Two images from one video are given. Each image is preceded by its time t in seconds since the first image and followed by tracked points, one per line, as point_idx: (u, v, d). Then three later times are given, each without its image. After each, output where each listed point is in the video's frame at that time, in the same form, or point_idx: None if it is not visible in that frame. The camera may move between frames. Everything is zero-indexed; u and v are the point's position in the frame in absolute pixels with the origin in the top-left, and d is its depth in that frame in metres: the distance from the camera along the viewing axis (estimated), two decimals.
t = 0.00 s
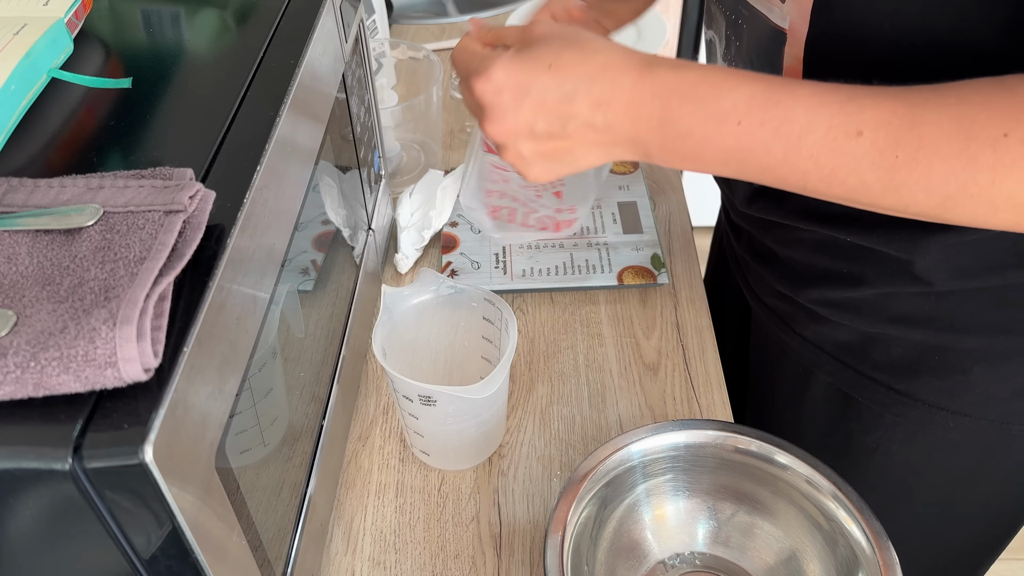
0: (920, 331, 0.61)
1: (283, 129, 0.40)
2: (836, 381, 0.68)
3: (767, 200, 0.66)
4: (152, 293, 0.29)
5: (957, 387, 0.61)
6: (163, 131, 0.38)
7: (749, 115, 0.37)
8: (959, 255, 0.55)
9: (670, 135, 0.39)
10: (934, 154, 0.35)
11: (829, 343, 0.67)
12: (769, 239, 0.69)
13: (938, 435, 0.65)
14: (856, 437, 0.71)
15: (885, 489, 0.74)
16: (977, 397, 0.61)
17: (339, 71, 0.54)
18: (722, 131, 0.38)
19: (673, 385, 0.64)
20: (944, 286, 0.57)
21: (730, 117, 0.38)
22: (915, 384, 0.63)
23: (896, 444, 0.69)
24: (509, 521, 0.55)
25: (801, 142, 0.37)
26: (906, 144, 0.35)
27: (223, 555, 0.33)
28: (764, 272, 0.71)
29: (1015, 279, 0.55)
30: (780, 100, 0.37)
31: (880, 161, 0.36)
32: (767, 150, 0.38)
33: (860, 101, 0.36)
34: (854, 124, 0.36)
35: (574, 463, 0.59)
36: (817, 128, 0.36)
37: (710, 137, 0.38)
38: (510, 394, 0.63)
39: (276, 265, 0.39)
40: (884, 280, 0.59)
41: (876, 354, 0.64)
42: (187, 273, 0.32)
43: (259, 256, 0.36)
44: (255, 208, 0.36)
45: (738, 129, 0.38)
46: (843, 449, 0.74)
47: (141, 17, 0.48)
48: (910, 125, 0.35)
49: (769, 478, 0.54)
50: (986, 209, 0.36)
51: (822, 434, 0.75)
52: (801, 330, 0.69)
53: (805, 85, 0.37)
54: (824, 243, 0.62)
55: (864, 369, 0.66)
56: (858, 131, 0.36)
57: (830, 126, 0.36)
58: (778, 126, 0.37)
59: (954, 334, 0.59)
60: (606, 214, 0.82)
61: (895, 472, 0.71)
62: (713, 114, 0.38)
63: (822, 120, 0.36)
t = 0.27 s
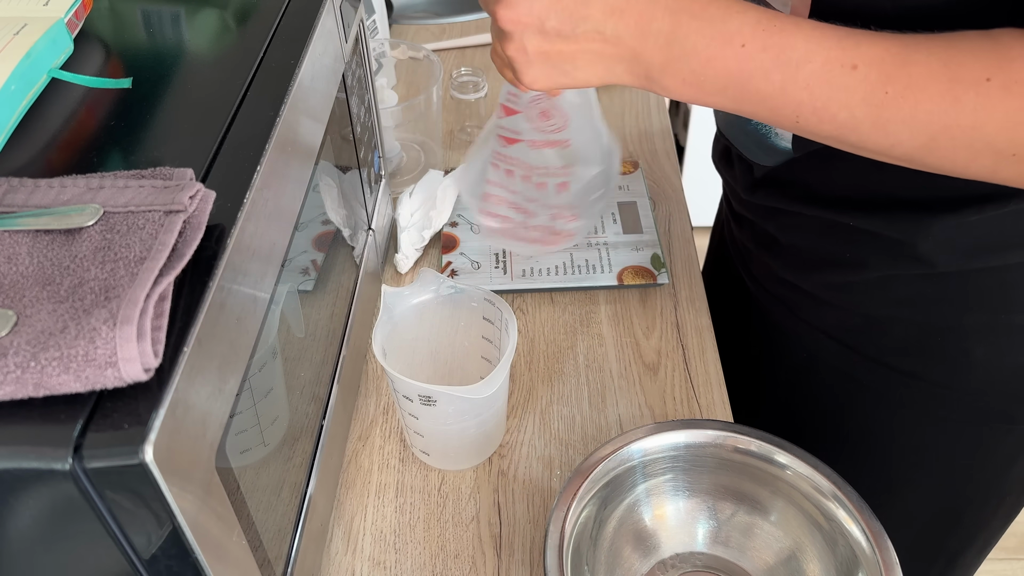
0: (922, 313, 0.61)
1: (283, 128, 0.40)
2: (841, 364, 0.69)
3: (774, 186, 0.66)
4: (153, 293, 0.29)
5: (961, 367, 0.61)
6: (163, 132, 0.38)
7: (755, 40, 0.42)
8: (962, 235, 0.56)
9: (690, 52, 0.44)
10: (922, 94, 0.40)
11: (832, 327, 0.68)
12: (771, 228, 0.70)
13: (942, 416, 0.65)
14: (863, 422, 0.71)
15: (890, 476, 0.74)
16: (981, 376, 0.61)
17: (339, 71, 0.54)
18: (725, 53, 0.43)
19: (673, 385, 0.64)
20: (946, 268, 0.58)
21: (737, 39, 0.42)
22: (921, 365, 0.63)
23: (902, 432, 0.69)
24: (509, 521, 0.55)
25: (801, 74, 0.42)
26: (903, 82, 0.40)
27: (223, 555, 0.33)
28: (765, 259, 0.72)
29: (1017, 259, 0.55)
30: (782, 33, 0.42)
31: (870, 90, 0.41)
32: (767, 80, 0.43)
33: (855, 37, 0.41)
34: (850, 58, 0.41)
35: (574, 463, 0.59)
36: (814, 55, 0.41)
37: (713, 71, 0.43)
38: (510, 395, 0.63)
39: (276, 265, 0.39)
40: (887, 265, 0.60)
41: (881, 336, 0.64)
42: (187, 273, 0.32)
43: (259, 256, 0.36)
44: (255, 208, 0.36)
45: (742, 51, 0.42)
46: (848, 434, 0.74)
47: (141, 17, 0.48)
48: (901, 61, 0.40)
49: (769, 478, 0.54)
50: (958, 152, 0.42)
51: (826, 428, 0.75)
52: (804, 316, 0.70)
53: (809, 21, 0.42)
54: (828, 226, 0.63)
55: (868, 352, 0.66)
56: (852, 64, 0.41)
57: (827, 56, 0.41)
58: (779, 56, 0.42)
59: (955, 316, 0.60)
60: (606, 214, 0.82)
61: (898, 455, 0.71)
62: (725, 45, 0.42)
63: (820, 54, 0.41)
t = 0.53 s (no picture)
0: (941, 296, 0.61)
1: (283, 128, 0.40)
2: (858, 353, 0.70)
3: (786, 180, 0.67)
4: (153, 293, 0.29)
5: (981, 348, 0.61)
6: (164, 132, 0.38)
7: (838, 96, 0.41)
8: (983, 219, 0.56)
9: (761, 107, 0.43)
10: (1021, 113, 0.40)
11: (849, 317, 0.68)
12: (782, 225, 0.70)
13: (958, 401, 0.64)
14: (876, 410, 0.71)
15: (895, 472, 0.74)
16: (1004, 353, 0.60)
17: (339, 71, 0.54)
18: (810, 106, 0.42)
19: (673, 385, 0.64)
20: (965, 251, 0.58)
21: (821, 95, 0.42)
22: (939, 347, 0.63)
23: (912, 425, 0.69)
24: (509, 521, 0.55)
25: (891, 115, 0.41)
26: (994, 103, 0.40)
27: (223, 555, 0.33)
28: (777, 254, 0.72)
29: None
30: (865, 78, 0.41)
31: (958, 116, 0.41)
32: (848, 124, 0.42)
33: (939, 67, 0.41)
34: (940, 92, 0.41)
35: (574, 463, 0.59)
36: (902, 92, 0.41)
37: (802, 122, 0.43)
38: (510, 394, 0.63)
39: (277, 265, 0.39)
40: (906, 252, 0.61)
41: (897, 322, 0.65)
42: (187, 273, 0.32)
43: (259, 256, 0.36)
44: (255, 208, 0.36)
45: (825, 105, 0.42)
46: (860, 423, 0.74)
47: (142, 17, 0.48)
48: (994, 86, 0.40)
49: (769, 478, 0.54)
50: None
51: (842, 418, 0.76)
52: (821, 308, 0.70)
53: (886, 61, 0.41)
54: (844, 220, 0.64)
55: (885, 338, 0.67)
56: (944, 98, 0.41)
57: (916, 92, 0.41)
58: (868, 102, 0.41)
59: (972, 297, 0.60)
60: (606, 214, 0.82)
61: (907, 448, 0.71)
62: (804, 99, 0.42)
63: (909, 90, 0.41)
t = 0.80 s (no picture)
0: (944, 271, 0.64)
1: (283, 128, 0.40)
2: (861, 332, 0.72)
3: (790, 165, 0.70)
4: (153, 293, 0.29)
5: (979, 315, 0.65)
6: (164, 132, 0.38)
7: (897, 151, 0.48)
8: (985, 195, 0.58)
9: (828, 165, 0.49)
10: None
11: (853, 298, 0.70)
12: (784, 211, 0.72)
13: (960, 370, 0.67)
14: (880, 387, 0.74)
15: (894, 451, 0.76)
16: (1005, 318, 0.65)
17: (339, 71, 0.54)
18: (874, 165, 0.49)
19: (673, 384, 0.64)
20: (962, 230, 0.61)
21: (880, 155, 0.48)
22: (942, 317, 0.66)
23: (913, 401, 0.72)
24: (509, 521, 0.55)
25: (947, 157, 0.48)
26: None
27: (223, 554, 0.33)
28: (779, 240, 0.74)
29: None
30: (917, 132, 0.47)
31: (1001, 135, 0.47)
32: (918, 169, 0.49)
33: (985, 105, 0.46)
34: (988, 129, 0.47)
35: (574, 464, 0.59)
36: (955, 138, 0.47)
37: (869, 181, 0.50)
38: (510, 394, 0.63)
39: (277, 266, 0.39)
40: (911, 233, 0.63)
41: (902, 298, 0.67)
42: (187, 273, 0.32)
43: (258, 256, 0.36)
44: (255, 208, 0.36)
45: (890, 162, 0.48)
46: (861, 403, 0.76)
47: (141, 17, 0.48)
48: None
49: (769, 478, 0.54)
50: None
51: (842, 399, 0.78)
52: (822, 292, 0.72)
53: (932, 111, 0.47)
54: (848, 206, 0.66)
55: (889, 315, 0.69)
56: (992, 133, 0.47)
57: (966, 134, 0.47)
58: (923, 150, 0.48)
59: (976, 270, 0.63)
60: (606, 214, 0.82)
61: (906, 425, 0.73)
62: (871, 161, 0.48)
63: (959, 135, 0.47)
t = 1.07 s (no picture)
0: (947, 249, 0.67)
1: (283, 128, 0.40)
2: (865, 313, 0.74)
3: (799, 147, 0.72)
4: (153, 293, 0.29)
5: (981, 292, 0.68)
6: (164, 132, 0.38)
7: (903, 213, 0.52)
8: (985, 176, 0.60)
9: (838, 231, 0.54)
10: None
11: (857, 280, 0.73)
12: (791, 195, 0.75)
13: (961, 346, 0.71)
14: (881, 366, 0.76)
15: (893, 427, 0.79)
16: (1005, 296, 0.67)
17: (339, 71, 0.54)
18: (881, 228, 0.53)
19: (673, 384, 0.64)
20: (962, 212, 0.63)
21: (887, 217, 0.52)
22: (945, 295, 0.69)
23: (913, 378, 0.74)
24: (509, 521, 0.55)
25: (949, 207, 0.51)
26: None
27: (222, 554, 0.33)
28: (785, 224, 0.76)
29: None
30: (919, 192, 0.51)
31: (999, 182, 0.49)
32: (924, 223, 0.52)
33: (975, 156, 0.50)
34: (982, 174, 0.50)
35: (575, 464, 0.59)
36: (954, 190, 0.51)
37: (879, 242, 0.54)
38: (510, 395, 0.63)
39: (277, 266, 0.39)
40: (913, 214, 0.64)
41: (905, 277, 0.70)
42: (187, 272, 0.32)
43: (258, 256, 0.36)
44: (255, 209, 0.36)
45: (896, 224, 0.52)
46: (860, 382, 0.79)
47: (141, 17, 0.48)
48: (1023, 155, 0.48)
49: (769, 478, 0.54)
50: None
51: (842, 379, 0.80)
52: (826, 274, 0.74)
53: (926, 170, 0.51)
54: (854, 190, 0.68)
55: (892, 294, 0.72)
56: (986, 178, 0.50)
57: (964, 184, 0.50)
58: (925, 205, 0.51)
59: (976, 247, 0.66)
60: (606, 214, 0.82)
61: (905, 400, 0.76)
62: (877, 226, 0.53)
63: (957, 186, 0.50)
